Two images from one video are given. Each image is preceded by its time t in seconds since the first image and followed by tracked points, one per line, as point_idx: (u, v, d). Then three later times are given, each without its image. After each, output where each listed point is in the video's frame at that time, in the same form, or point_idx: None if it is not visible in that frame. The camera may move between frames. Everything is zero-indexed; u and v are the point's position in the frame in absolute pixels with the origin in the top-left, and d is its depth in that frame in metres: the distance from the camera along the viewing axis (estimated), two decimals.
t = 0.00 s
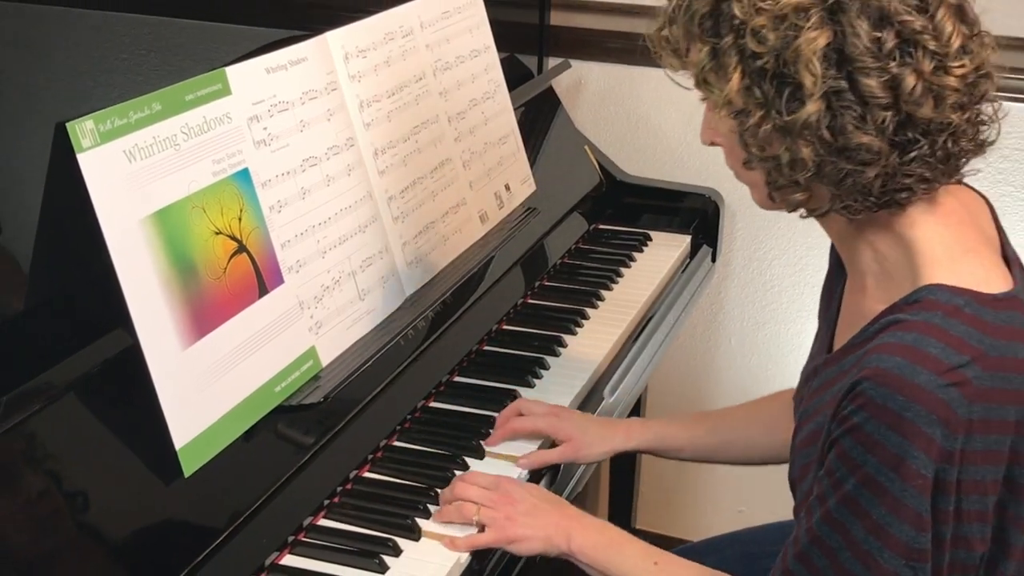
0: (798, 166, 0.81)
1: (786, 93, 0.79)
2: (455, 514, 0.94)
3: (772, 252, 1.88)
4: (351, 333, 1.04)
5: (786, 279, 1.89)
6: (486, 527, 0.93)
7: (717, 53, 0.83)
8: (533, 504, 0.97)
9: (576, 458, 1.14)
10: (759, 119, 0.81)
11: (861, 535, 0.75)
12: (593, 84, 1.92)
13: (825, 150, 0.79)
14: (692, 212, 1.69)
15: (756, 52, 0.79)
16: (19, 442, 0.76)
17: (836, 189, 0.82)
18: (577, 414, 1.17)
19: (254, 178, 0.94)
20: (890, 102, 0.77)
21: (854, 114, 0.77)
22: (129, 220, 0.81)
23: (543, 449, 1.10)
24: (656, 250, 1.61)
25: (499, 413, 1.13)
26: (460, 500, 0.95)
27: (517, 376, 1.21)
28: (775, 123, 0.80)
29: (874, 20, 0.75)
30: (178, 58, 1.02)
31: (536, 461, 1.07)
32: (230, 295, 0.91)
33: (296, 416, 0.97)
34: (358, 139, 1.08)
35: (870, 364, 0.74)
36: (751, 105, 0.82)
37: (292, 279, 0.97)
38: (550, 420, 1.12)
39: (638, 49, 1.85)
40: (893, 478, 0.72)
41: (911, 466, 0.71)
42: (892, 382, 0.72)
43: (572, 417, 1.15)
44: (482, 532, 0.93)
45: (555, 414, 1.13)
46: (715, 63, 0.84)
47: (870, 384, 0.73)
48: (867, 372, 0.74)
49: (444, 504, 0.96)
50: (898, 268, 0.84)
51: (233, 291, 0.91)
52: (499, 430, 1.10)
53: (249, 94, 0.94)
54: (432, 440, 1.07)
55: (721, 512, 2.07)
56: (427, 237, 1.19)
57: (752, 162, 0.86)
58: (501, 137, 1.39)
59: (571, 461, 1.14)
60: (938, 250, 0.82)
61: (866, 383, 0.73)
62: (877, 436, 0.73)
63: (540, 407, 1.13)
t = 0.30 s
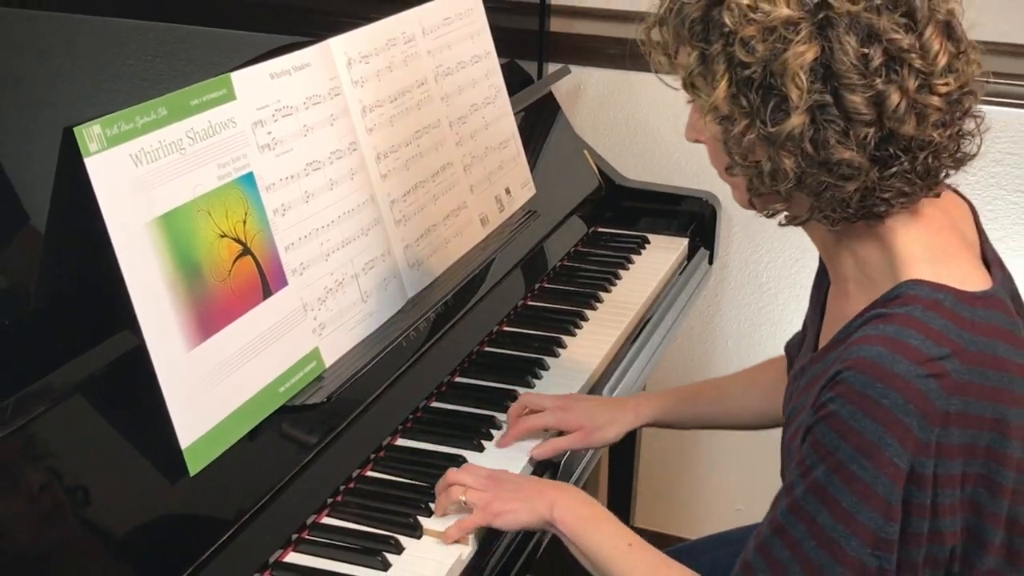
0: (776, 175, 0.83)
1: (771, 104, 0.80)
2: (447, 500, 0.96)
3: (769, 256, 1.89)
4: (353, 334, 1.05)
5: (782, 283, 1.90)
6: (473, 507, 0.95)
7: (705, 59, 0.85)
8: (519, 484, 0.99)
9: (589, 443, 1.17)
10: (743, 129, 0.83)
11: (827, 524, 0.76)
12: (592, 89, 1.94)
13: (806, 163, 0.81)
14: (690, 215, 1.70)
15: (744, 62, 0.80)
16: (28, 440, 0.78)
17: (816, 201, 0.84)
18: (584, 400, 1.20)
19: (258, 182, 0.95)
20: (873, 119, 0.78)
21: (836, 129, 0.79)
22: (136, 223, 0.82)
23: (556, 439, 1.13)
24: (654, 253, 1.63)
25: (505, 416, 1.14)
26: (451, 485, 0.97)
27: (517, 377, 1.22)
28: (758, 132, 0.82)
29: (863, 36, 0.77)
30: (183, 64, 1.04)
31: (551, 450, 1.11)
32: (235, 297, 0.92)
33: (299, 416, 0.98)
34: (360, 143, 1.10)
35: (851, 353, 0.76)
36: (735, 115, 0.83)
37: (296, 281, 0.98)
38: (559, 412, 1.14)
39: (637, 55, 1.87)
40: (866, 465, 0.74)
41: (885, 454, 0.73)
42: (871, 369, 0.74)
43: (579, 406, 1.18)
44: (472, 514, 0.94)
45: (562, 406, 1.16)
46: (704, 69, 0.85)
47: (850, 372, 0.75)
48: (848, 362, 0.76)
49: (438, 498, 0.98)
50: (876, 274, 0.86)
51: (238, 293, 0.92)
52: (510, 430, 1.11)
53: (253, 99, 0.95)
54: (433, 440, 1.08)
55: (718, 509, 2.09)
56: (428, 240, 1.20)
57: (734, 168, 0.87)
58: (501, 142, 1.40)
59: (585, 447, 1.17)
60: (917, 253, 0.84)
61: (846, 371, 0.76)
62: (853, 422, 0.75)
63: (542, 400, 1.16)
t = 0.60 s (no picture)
0: (794, 182, 0.83)
1: (800, 112, 0.79)
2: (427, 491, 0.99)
3: (764, 260, 1.91)
4: (356, 335, 1.07)
5: (778, 286, 1.92)
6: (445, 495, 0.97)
7: (734, 58, 0.83)
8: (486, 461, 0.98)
9: (600, 440, 1.19)
10: (771, 135, 0.82)
11: (805, 509, 0.77)
12: (590, 95, 1.96)
13: (833, 175, 0.81)
14: (688, 219, 1.72)
15: (776, 66, 0.79)
16: (36, 440, 0.79)
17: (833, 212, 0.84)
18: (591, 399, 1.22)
19: (263, 185, 0.97)
20: (897, 136, 0.78)
21: (862, 143, 0.79)
22: (142, 225, 0.84)
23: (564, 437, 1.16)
24: (652, 255, 1.64)
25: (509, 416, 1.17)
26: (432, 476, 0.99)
27: (517, 377, 1.24)
28: (785, 139, 0.81)
29: (896, 51, 0.76)
30: (187, 68, 1.05)
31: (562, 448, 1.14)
32: (240, 298, 0.94)
33: (303, 416, 0.99)
34: (363, 148, 1.11)
35: (854, 353, 0.78)
36: (763, 120, 0.82)
37: (300, 283, 1.00)
38: (564, 411, 1.17)
39: (635, 61, 1.88)
40: (855, 458, 0.75)
41: (877, 449, 0.75)
42: (872, 368, 0.76)
43: (584, 404, 1.20)
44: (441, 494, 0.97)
45: (568, 403, 1.19)
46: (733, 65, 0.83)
47: (852, 370, 0.77)
48: (851, 361, 0.78)
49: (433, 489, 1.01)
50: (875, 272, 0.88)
51: (243, 295, 0.94)
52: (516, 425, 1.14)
53: (258, 104, 0.97)
54: (434, 439, 1.10)
55: (715, 508, 2.10)
56: (430, 244, 1.22)
57: (752, 170, 0.87)
58: (502, 146, 1.42)
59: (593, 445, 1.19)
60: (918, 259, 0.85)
61: (848, 369, 0.77)
62: (847, 416, 0.76)
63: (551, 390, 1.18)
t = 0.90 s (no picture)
0: (831, 186, 0.84)
1: (850, 116, 0.80)
2: (445, 513, 0.98)
3: (760, 261, 1.94)
4: (359, 336, 1.08)
5: (774, 287, 1.95)
6: (475, 525, 0.97)
7: (787, 53, 0.82)
8: (522, 504, 1.00)
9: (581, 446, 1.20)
10: (817, 138, 0.82)
11: (847, 544, 0.80)
12: (590, 100, 1.99)
13: (869, 184, 0.82)
14: (685, 221, 1.74)
15: (832, 68, 0.79)
16: (43, 438, 0.81)
17: (862, 222, 0.84)
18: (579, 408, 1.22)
19: (267, 189, 0.98)
20: (937, 152, 0.80)
21: (904, 157, 0.80)
22: (148, 228, 0.86)
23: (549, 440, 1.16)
24: (650, 258, 1.66)
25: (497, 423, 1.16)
26: (449, 500, 0.99)
27: (517, 377, 1.25)
28: (828, 143, 0.81)
29: (948, 71, 0.77)
30: (197, 74, 1.05)
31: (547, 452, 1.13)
32: (244, 300, 0.95)
33: (307, 416, 1.01)
34: (366, 152, 1.13)
35: (861, 384, 0.79)
36: (811, 120, 0.81)
37: (303, 285, 1.01)
38: (551, 415, 1.17)
39: (633, 67, 1.91)
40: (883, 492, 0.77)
41: (900, 480, 0.76)
42: (881, 402, 0.77)
43: (572, 411, 1.21)
44: (470, 526, 0.97)
45: (553, 408, 1.18)
46: (784, 62, 0.82)
47: (860, 404, 0.78)
48: (857, 393, 0.78)
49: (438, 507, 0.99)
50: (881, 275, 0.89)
51: (247, 297, 0.95)
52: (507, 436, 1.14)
53: (262, 109, 0.99)
54: (436, 439, 1.12)
55: (712, 506, 2.12)
56: (432, 247, 1.23)
57: (788, 164, 0.87)
58: (502, 150, 1.44)
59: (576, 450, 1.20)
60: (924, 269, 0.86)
61: (856, 403, 0.78)
62: (866, 453, 0.77)
63: (537, 397, 1.18)
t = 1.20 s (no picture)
0: (881, 192, 0.83)
1: (907, 123, 0.79)
2: (460, 514, 1.00)
3: (756, 263, 1.98)
4: (362, 337, 1.10)
5: (770, 288, 1.99)
6: (490, 530, 0.99)
7: (850, 51, 0.80)
8: (535, 510, 1.03)
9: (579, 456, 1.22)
10: (876, 140, 0.80)
11: (863, 552, 0.82)
12: (589, 105, 2.02)
13: (915, 195, 0.81)
14: (683, 224, 1.76)
15: (896, 72, 0.78)
16: (49, 438, 0.82)
17: (903, 231, 0.84)
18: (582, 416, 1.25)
19: (271, 193, 1.00)
20: (986, 171, 0.80)
21: (954, 171, 0.80)
22: (155, 231, 0.87)
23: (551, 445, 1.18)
24: (648, 261, 1.67)
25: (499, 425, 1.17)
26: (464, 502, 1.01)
27: (518, 378, 1.27)
28: (882, 149, 0.80)
29: (1007, 89, 0.77)
30: (202, 80, 1.06)
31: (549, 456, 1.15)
32: (249, 302, 0.97)
33: (311, 415, 1.02)
34: (368, 156, 1.15)
35: (876, 395, 0.80)
36: (870, 122, 0.80)
37: (307, 287, 1.03)
38: (557, 421, 1.20)
39: (631, 73, 1.95)
40: (897, 502, 0.78)
41: (915, 492, 0.77)
42: (896, 414, 0.78)
43: (577, 419, 1.23)
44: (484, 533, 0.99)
45: (562, 415, 1.21)
46: (848, 61, 0.80)
47: (875, 415, 0.79)
48: (872, 403, 0.80)
49: (447, 509, 1.01)
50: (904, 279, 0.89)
51: (252, 299, 0.97)
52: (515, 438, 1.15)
53: (267, 114, 1.00)
54: (438, 438, 1.13)
55: (709, 505, 2.14)
56: (433, 249, 1.25)
57: (838, 158, 0.85)
58: (502, 154, 1.45)
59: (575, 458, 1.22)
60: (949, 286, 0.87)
61: (870, 412, 0.80)
62: (881, 464, 0.78)
63: (552, 407, 1.21)
